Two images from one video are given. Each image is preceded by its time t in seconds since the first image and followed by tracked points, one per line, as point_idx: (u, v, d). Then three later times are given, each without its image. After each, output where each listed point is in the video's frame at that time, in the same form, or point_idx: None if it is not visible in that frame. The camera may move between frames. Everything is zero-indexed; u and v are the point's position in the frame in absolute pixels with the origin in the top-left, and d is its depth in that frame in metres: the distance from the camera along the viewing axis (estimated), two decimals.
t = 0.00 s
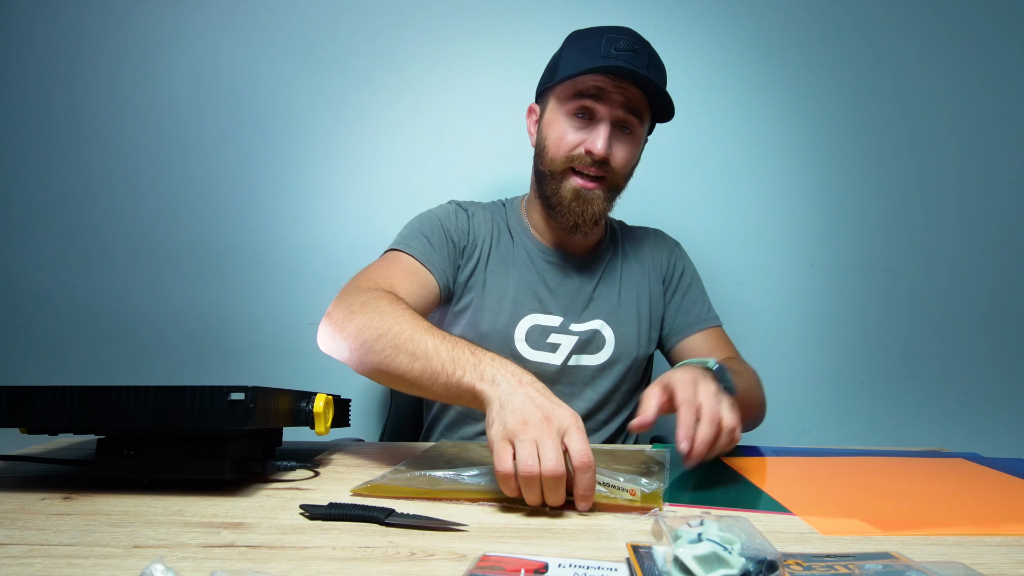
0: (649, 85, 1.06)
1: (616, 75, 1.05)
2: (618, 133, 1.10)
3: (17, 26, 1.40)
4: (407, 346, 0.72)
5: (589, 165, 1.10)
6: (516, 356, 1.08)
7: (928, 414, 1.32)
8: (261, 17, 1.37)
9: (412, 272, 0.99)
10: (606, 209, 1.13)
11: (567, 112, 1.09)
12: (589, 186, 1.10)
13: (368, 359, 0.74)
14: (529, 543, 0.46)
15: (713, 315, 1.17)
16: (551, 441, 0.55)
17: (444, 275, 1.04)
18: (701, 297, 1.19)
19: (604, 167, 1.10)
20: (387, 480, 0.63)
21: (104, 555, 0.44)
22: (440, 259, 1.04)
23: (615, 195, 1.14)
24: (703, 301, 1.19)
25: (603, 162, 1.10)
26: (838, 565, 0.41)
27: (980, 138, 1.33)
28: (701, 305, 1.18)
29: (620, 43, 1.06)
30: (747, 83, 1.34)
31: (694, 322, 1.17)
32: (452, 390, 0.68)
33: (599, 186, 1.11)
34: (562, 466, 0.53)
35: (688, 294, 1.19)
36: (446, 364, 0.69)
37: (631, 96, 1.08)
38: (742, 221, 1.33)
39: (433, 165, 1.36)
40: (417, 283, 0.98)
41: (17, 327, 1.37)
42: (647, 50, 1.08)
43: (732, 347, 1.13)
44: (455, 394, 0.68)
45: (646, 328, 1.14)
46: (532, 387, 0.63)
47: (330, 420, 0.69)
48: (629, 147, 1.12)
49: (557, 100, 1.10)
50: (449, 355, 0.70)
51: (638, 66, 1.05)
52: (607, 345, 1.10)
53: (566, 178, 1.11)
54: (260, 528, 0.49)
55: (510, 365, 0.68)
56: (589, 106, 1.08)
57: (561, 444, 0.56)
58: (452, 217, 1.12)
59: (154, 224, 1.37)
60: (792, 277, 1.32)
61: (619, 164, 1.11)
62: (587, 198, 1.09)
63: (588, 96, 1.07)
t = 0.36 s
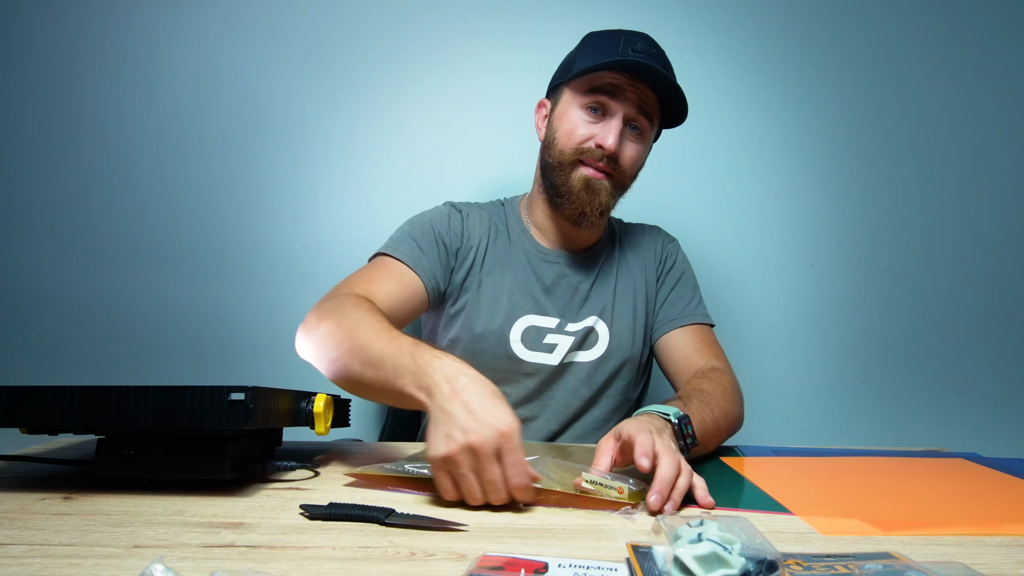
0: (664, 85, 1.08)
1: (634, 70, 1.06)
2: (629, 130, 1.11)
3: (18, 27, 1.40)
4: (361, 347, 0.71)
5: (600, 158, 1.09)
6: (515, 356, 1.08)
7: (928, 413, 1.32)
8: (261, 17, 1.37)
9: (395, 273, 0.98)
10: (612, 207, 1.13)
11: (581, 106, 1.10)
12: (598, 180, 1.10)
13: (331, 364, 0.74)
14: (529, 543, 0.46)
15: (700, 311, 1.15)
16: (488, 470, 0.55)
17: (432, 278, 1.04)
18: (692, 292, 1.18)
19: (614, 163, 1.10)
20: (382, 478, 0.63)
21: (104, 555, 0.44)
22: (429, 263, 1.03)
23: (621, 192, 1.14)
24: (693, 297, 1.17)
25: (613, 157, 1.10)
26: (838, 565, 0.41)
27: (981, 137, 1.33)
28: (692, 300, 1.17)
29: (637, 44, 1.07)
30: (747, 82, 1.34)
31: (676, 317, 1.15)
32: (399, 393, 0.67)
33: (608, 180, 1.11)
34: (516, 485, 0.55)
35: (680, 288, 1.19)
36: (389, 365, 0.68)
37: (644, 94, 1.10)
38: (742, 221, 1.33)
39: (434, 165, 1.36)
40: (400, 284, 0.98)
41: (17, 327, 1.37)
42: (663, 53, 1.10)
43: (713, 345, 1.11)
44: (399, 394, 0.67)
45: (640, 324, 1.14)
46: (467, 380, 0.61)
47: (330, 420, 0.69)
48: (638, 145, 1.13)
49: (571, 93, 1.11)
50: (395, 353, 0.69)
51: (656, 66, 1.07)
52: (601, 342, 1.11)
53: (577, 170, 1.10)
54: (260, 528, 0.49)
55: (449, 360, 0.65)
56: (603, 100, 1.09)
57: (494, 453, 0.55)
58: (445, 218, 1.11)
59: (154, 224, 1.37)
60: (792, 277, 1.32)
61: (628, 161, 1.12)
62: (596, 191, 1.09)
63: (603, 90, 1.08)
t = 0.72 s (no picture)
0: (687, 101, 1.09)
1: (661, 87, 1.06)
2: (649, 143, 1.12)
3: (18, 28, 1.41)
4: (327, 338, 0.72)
5: (623, 174, 1.10)
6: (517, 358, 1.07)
7: (929, 414, 1.32)
8: (261, 18, 1.37)
9: (383, 267, 0.99)
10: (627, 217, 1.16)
11: (604, 119, 1.10)
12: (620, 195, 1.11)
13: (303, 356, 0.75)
14: (529, 543, 0.46)
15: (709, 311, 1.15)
16: (453, 454, 0.55)
17: (421, 274, 1.04)
18: (699, 291, 1.18)
19: (636, 176, 1.12)
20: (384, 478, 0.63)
21: (104, 555, 0.44)
22: (419, 259, 1.04)
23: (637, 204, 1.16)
24: (699, 296, 1.17)
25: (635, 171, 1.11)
26: (838, 565, 0.41)
27: (981, 137, 1.33)
28: (697, 301, 1.17)
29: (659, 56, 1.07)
30: (747, 84, 1.34)
31: (684, 318, 1.15)
32: (351, 381, 0.68)
33: (628, 193, 1.13)
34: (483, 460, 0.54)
35: (684, 288, 1.19)
36: (346, 354, 0.69)
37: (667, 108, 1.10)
38: (742, 222, 1.33)
39: (434, 165, 1.36)
40: (387, 279, 0.99)
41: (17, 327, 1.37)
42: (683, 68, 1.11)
43: (723, 346, 1.12)
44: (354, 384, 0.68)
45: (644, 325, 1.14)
46: (417, 369, 0.63)
47: (330, 420, 0.69)
48: (655, 157, 1.14)
49: (593, 104, 1.10)
50: (355, 342, 0.70)
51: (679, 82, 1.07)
52: (604, 343, 1.10)
53: (599, 185, 1.11)
54: (260, 528, 0.49)
55: (403, 355, 0.66)
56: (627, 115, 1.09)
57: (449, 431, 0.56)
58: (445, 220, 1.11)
59: (154, 224, 1.37)
60: (792, 277, 1.32)
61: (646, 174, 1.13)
62: (619, 207, 1.11)
63: (628, 105, 1.08)
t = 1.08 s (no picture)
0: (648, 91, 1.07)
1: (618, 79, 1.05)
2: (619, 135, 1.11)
3: (18, 28, 1.41)
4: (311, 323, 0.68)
5: (594, 168, 1.10)
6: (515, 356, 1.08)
7: (929, 415, 1.32)
8: (261, 18, 1.37)
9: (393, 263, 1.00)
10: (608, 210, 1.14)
11: (570, 116, 1.10)
12: (593, 189, 1.11)
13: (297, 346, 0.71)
14: (529, 543, 0.46)
15: (708, 312, 1.16)
16: (394, 376, 0.48)
17: (426, 272, 1.05)
18: (698, 292, 1.18)
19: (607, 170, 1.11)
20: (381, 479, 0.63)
21: (104, 555, 0.44)
22: (425, 257, 1.05)
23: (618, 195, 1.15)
24: (698, 297, 1.18)
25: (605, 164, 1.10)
26: (838, 565, 0.41)
27: (981, 137, 1.33)
28: (696, 303, 1.17)
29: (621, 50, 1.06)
30: (747, 84, 1.34)
31: (685, 322, 1.16)
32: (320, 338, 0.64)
33: (603, 188, 1.12)
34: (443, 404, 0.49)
35: (683, 289, 1.19)
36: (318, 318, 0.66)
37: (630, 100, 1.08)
38: (742, 222, 1.33)
39: (434, 165, 1.36)
40: (397, 275, 1.00)
41: (18, 327, 1.37)
42: (648, 54, 1.08)
43: (722, 351, 1.14)
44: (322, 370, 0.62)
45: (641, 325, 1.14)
46: (377, 327, 0.54)
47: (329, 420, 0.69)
48: (630, 149, 1.13)
49: (559, 105, 1.11)
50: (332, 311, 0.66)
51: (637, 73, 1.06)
52: (601, 342, 1.10)
53: (572, 182, 1.11)
54: (260, 528, 0.49)
55: (370, 316, 0.57)
56: (591, 109, 1.08)
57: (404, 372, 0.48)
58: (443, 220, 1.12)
59: (153, 224, 1.37)
60: (792, 278, 1.32)
61: (619, 167, 1.12)
62: (592, 200, 1.10)
63: (590, 99, 1.08)
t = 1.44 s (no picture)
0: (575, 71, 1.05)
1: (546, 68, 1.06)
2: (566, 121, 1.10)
3: (18, 27, 1.41)
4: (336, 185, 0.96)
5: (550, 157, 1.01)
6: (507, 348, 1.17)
7: (930, 415, 1.32)
8: (262, 18, 1.37)
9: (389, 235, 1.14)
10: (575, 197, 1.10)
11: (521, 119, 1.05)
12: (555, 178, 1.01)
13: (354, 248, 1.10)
14: (529, 543, 0.46)
15: (706, 324, 1.16)
16: (406, 78, 0.92)
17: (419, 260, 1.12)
18: (698, 301, 1.19)
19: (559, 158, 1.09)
20: (383, 479, 0.63)
21: (104, 555, 0.44)
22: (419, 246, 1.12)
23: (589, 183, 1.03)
24: (697, 306, 1.18)
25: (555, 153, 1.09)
26: (838, 565, 0.41)
27: (981, 137, 1.33)
28: (695, 312, 1.18)
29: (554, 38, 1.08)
30: (747, 85, 1.35)
31: (686, 329, 1.16)
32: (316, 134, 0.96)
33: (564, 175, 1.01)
34: (416, 99, 0.93)
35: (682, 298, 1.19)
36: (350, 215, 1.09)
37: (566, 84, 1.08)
38: (742, 222, 1.33)
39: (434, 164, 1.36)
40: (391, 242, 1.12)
41: (17, 326, 1.37)
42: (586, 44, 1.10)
43: (721, 359, 1.15)
44: (354, 155, 0.95)
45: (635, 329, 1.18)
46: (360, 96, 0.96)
47: (330, 420, 0.69)
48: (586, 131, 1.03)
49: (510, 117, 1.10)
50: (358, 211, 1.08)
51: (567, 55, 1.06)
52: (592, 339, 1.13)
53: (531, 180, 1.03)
54: (260, 528, 0.49)
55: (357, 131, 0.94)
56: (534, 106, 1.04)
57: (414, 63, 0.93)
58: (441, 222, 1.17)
59: (153, 224, 1.37)
60: (792, 277, 1.32)
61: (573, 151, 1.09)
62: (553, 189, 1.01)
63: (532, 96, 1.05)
